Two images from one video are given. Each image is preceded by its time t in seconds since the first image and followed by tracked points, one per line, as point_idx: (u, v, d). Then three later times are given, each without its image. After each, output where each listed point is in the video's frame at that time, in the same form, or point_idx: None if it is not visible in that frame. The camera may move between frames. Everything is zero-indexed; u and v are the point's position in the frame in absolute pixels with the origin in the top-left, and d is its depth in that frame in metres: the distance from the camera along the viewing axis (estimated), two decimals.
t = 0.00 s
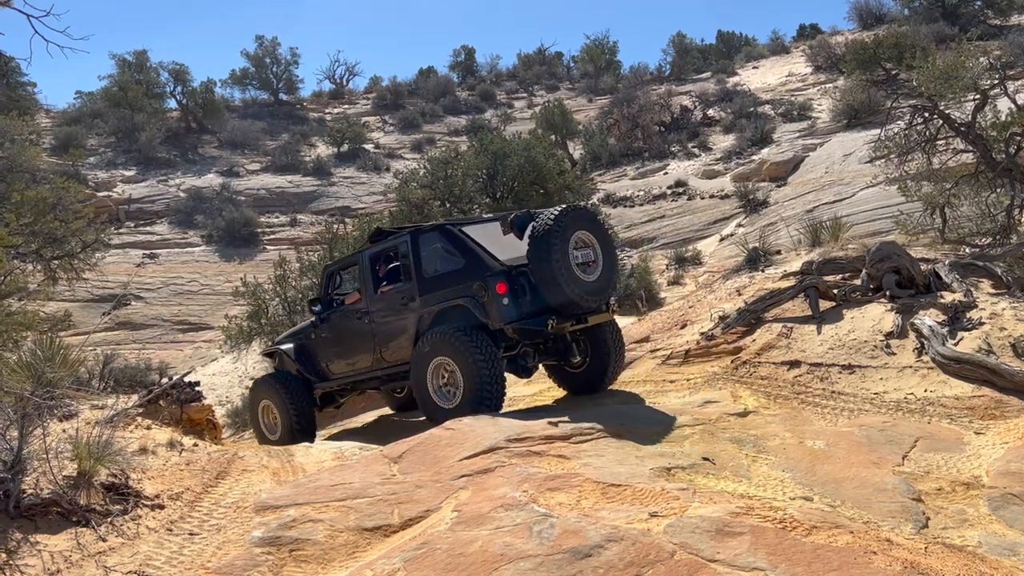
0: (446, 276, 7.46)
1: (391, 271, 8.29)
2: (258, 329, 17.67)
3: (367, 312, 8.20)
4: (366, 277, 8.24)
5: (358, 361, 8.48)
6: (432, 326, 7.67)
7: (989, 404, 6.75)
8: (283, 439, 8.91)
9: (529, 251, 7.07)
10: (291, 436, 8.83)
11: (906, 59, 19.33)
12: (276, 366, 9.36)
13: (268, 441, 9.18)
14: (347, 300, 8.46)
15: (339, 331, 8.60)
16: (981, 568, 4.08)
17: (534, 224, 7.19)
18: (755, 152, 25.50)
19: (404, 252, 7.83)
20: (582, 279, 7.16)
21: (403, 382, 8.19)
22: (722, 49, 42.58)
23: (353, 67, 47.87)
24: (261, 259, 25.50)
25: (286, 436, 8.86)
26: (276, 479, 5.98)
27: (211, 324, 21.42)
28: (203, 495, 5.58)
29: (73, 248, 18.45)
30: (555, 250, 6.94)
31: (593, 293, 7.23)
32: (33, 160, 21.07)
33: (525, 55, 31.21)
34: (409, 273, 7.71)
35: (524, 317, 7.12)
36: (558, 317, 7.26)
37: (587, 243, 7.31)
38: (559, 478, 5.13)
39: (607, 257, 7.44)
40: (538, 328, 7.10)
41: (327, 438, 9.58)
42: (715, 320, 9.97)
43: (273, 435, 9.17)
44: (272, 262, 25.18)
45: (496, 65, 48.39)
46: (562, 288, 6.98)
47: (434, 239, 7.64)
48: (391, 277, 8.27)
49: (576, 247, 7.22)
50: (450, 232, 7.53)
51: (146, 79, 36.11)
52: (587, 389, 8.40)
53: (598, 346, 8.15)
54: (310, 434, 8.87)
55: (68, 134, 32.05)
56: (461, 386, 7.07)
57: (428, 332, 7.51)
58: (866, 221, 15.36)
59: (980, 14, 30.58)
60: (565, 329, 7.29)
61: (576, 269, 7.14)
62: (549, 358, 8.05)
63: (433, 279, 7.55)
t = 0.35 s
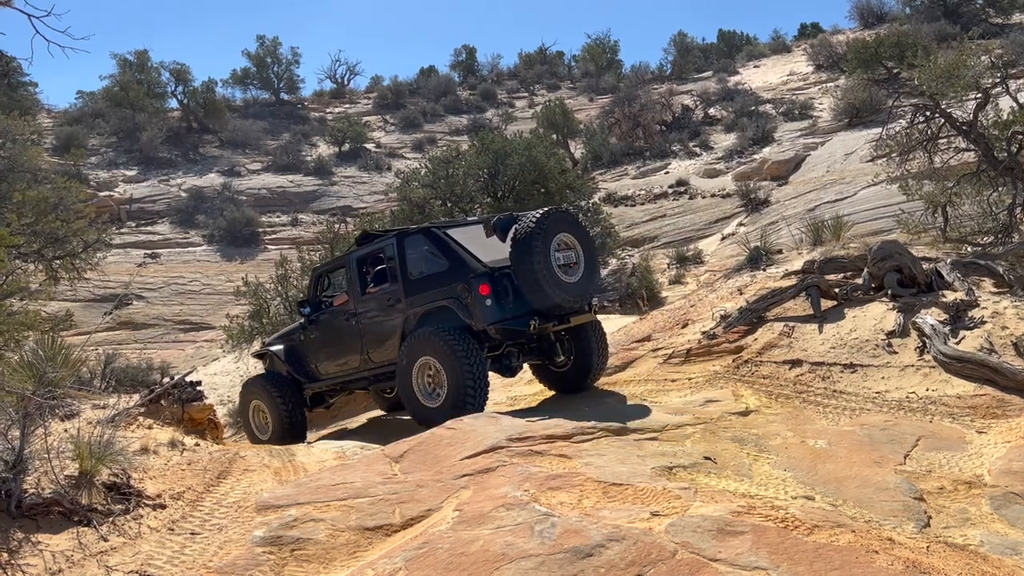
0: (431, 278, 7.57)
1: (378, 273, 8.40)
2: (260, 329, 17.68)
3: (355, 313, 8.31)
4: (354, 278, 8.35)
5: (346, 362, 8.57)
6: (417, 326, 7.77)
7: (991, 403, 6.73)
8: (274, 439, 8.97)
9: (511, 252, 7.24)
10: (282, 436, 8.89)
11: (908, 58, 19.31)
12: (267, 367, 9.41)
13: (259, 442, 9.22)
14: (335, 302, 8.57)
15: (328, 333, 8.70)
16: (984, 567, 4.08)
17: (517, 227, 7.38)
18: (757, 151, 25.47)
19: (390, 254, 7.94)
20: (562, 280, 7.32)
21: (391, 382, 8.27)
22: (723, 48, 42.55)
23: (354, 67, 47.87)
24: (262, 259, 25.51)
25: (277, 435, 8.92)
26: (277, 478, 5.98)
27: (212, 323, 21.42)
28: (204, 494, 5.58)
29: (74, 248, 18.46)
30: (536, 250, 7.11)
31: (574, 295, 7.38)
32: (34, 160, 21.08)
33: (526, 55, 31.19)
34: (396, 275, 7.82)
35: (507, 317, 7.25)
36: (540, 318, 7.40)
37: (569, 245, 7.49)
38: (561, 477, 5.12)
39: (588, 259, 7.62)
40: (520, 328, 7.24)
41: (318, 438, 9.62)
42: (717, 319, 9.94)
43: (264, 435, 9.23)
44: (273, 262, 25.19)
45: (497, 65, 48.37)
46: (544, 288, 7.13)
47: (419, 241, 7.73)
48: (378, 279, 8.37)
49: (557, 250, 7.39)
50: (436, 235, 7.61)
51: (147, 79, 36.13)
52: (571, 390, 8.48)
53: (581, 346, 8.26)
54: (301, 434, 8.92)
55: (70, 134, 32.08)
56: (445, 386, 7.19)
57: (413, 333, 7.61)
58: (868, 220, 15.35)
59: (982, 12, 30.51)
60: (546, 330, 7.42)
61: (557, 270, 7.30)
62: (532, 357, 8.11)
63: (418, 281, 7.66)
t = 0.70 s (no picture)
0: (415, 283, 7.62)
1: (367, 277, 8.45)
2: (261, 328, 17.68)
3: (343, 316, 8.37)
4: (342, 282, 8.40)
5: (336, 364, 8.61)
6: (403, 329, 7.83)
7: (993, 403, 6.72)
8: (264, 438, 8.99)
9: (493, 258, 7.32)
10: (274, 435, 8.91)
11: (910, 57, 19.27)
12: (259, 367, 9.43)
13: (250, 441, 9.24)
14: (324, 305, 8.62)
15: (319, 335, 8.75)
16: (986, 567, 4.07)
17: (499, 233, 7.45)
18: (759, 150, 25.45)
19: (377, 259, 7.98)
20: (543, 285, 7.42)
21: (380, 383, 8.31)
22: (725, 47, 42.51)
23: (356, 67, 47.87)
24: (264, 259, 25.53)
25: (268, 435, 8.94)
26: (280, 478, 5.98)
27: (214, 323, 21.44)
28: (207, 494, 5.58)
29: (76, 247, 18.48)
30: (518, 257, 7.19)
31: (555, 300, 7.50)
32: (36, 159, 21.10)
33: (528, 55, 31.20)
34: (382, 279, 7.87)
35: (488, 322, 7.38)
36: (521, 322, 7.56)
37: (551, 250, 7.58)
38: (563, 477, 5.12)
39: (570, 264, 7.72)
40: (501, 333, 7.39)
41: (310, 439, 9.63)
42: (718, 319, 9.94)
43: (255, 434, 9.25)
44: (275, 261, 25.22)
45: (499, 64, 48.38)
46: (525, 295, 7.25)
47: (405, 246, 7.76)
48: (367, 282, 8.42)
49: (539, 255, 7.47)
50: (420, 240, 7.64)
51: (148, 79, 36.16)
52: (555, 391, 8.59)
53: (565, 349, 8.35)
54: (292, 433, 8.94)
55: (72, 134, 32.12)
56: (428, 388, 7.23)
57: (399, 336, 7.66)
58: (869, 220, 15.34)
59: (984, 11, 30.45)
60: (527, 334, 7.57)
61: (539, 276, 7.40)
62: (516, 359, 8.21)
63: (404, 285, 7.71)
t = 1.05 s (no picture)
0: (394, 294, 7.67)
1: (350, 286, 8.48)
2: (265, 328, 17.70)
3: (327, 325, 8.40)
4: (326, 291, 8.43)
5: (320, 371, 8.63)
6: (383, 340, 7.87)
7: (997, 403, 6.71)
8: (253, 438, 9.05)
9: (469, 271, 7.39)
10: (262, 435, 8.96)
11: (913, 57, 19.24)
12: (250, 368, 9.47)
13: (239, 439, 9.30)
14: (309, 313, 8.65)
15: (304, 342, 8.77)
16: (990, 566, 4.07)
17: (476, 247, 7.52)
18: (761, 150, 25.41)
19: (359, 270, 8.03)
20: (518, 298, 7.47)
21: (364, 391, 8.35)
22: (728, 47, 42.43)
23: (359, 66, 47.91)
24: (267, 258, 25.57)
25: (256, 435, 9.00)
26: (283, 478, 5.99)
27: (218, 323, 21.46)
28: (211, 493, 5.59)
29: (80, 247, 18.52)
30: (491, 270, 7.25)
31: (530, 313, 7.53)
32: (40, 159, 21.14)
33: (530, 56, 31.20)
34: (363, 290, 7.91)
35: (463, 334, 7.39)
36: (496, 334, 7.58)
37: (526, 263, 7.62)
38: (566, 476, 5.12)
39: (546, 277, 7.74)
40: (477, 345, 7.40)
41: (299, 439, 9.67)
42: (721, 320, 9.92)
43: (244, 432, 9.31)
44: (278, 261, 25.24)
45: (502, 64, 48.39)
46: (499, 307, 7.29)
47: (384, 258, 7.82)
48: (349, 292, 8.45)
49: (515, 268, 7.52)
50: (400, 252, 7.71)
51: (152, 79, 36.22)
52: (534, 394, 8.82)
53: (545, 356, 8.58)
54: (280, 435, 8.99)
55: (76, 134, 32.19)
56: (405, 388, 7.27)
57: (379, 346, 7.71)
58: (873, 220, 15.32)
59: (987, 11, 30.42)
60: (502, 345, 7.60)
61: (514, 289, 7.45)
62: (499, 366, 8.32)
63: (383, 296, 7.74)
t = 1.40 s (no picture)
0: (379, 301, 7.89)
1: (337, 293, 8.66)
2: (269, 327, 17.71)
3: (315, 329, 8.58)
4: (314, 297, 8.62)
5: (309, 375, 8.79)
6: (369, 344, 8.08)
7: (1002, 403, 6.70)
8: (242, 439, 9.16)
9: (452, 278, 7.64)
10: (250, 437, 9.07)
11: (919, 56, 19.17)
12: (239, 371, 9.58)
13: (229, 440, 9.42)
14: (298, 318, 8.82)
15: (293, 346, 8.93)
16: (995, 568, 4.06)
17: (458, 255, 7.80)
18: (766, 150, 25.34)
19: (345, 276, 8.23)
20: (500, 304, 7.71)
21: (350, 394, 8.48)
22: (732, 47, 42.32)
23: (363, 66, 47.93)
24: (271, 258, 25.60)
25: (245, 436, 9.11)
26: (288, 477, 6.01)
27: (222, 322, 21.49)
28: (215, 492, 5.60)
29: (85, 246, 18.55)
30: (473, 276, 7.51)
31: (510, 318, 7.78)
32: (45, 159, 21.17)
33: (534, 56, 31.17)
34: (349, 296, 8.12)
35: (446, 339, 7.60)
36: (477, 339, 7.80)
37: (507, 272, 7.88)
38: (570, 477, 5.11)
39: (526, 285, 8.00)
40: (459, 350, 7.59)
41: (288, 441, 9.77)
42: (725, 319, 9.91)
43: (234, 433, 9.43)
44: (283, 261, 25.27)
45: (506, 64, 48.37)
46: (480, 312, 7.53)
47: (370, 266, 8.01)
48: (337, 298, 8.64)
49: (496, 276, 7.78)
50: (385, 260, 7.92)
51: (156, 78, 36.27)
52: (515, 399, 8.98)
53: (527, 362, 8.76)
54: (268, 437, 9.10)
55: (81, 133, 32.26)
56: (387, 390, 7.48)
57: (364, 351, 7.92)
58: (878, 219, 15.28)
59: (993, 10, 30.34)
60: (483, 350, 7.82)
61: (495, 296, 7.70)
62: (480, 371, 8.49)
63: (369, 302, 7.96)
